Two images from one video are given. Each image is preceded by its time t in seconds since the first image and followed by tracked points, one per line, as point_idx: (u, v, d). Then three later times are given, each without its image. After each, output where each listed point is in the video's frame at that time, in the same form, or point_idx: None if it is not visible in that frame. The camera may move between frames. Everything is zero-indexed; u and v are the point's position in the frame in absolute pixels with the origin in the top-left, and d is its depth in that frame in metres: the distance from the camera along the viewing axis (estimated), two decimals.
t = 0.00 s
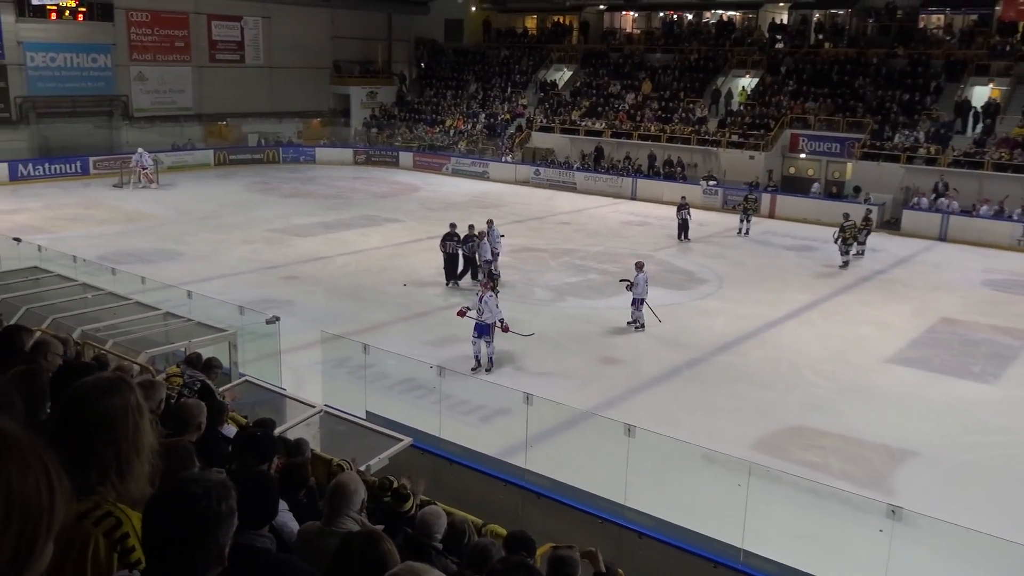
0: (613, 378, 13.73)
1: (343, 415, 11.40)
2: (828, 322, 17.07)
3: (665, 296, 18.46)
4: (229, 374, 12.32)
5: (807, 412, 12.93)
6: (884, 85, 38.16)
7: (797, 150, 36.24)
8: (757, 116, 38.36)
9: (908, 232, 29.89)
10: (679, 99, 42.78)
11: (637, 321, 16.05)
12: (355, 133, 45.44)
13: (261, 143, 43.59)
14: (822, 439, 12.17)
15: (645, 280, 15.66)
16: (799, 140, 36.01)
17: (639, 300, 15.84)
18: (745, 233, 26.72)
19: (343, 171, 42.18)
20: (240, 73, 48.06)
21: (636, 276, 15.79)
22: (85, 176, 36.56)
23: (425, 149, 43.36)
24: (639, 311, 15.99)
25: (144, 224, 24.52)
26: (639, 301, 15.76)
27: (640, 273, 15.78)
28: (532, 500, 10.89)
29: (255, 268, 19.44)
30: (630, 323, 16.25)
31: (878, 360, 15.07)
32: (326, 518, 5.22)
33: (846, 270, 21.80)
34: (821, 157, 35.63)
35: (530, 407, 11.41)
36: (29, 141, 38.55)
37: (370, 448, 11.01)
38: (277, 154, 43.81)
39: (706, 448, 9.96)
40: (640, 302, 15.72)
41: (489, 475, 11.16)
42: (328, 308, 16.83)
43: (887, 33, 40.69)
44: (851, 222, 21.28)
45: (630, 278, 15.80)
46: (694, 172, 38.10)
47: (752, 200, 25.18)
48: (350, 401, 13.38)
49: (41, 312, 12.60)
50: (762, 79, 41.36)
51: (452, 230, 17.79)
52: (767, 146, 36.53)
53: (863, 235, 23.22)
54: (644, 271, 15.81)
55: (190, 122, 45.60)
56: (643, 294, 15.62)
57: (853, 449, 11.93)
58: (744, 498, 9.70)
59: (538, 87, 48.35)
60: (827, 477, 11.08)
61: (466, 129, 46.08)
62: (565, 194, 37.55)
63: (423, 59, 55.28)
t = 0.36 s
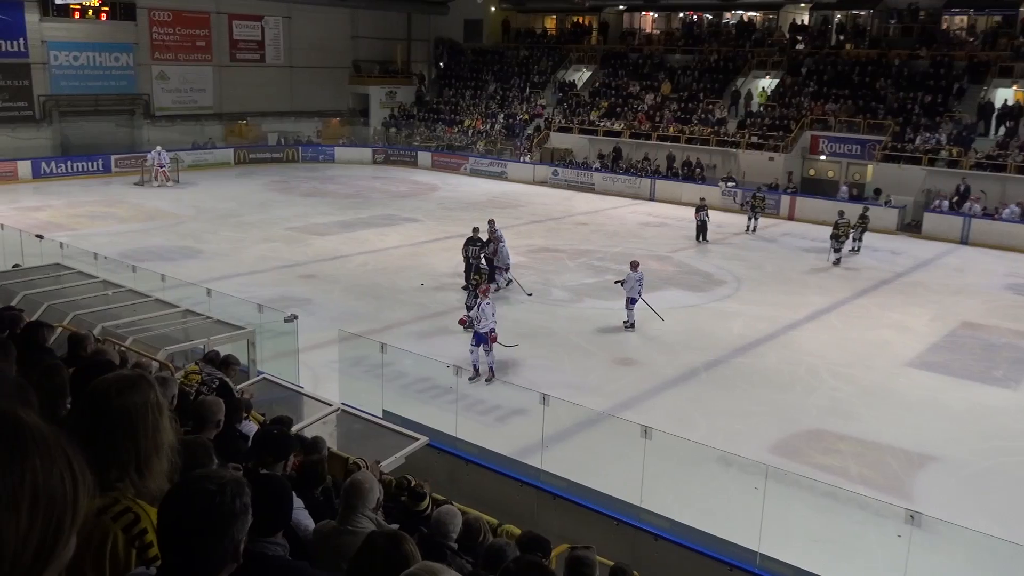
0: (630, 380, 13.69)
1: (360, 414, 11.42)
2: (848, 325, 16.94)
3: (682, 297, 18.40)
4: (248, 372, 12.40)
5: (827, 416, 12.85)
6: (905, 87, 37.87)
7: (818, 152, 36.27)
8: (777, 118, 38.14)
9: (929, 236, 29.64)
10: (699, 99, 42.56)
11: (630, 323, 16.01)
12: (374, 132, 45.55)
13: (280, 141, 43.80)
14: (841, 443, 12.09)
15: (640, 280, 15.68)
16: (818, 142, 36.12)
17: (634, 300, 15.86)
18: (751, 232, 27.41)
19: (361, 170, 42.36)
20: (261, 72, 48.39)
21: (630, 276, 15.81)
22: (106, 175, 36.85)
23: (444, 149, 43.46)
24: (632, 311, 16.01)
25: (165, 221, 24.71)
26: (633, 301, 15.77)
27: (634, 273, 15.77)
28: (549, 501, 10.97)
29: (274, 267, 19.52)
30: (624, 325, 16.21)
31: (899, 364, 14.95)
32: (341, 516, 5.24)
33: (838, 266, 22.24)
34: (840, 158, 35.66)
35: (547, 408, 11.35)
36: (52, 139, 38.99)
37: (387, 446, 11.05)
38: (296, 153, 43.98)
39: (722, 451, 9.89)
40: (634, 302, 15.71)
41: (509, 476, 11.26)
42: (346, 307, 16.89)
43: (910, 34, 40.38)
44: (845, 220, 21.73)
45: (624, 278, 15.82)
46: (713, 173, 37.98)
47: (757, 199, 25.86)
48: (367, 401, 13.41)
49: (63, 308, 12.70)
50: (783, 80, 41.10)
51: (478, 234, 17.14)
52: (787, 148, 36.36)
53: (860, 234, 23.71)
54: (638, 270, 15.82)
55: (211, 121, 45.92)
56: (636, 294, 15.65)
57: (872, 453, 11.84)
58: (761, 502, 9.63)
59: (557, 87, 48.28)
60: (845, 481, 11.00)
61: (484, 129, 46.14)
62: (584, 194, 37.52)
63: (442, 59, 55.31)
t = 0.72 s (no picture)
0: (642, 383, 13.62)
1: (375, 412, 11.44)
2: (864, 328, 16.84)
3: (696, 299, 18.33)
4: (263, 368, 12.48)
5: (842, 420, 12.77)
6: (926, 89, 37.69)
7: (836, 155, 35.57)
8: (796, 120, 37.89)
9: (950, 240, 29.36)
10: (717, 101, 42.35)
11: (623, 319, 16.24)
12: (391, 131, 45.62)
13: (298, 139, 44.02)
14: (856, 447, 12.02)
15: (634, 277, 15.79)
16: (837, 144, 35.42)
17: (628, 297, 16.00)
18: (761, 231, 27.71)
19: (378, 168, 42.47)
20: (279, 70, 48.61)
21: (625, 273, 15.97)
22: (126, 171, 37.24)
23: (460, 148, 43.52)
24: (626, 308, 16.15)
25: (184, 217, 24.84)
26: (626, 298, 15.90)
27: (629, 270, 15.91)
28: (559, 501, 10.96)
29: (289, 264, 19.60)
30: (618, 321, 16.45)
31: (916, 369, 14.84)
32: (353, 514, 5.23)
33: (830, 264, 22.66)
34: (859, 161, 35.20)
35: (560, 409, 11.32)
36: (73, 134, 39.41)
37: (400, 445, 11.07)
38: (314, 151, 44.16)
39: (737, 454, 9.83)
40: (626, 298, 15.89)
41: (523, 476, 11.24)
42: (361, 306, 16.94)
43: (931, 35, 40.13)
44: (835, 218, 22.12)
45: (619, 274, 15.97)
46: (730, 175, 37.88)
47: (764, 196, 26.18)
48: (381, 399, 13.44)
49: (81, 303, 12.80)
50: (801, 82, 40.80)
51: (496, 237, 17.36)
52: (805, 150, 36.15)
53: (858, 233, 24.04)
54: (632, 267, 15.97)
55: (231, 118, 46.16)
56: (628, 291, 15.84)
57: (887, 459, 11.75)
58: (775, 505, 9.57)
59: (574, 88, 48.26)
60: (860, 486, 10.93)
61: (500, 129, 46.12)
62: (600, 195, 37.51)
63: (460, 58, 55.32)
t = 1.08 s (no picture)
0: (685, 397, 11.34)
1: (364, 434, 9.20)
2: (949, 334, 14.47)
3: (754, 299, 15.96)
4: (228, 378, 10.32)
5: (936, 450, 10.38)
6: None
7: (929, 123, 33.52)
8: (878, 83, 35.96)
9: None
10: (782, 58, 40.98)
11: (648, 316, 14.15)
12: (388, 93, 42.56)
13: (274, 102, 41.69)
14: (956, 485, 9.61)
15: (663, 267, 13.60)
16: (930, 111, 33.36)
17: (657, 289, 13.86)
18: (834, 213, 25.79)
19: (373, 139, 39.65)
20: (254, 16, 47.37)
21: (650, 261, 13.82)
22: (68, 137, 34.96)
23: (471, 113, 40.95)
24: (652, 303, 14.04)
25: (138, 195, 22.66)
26: (653, 291, 13.76)
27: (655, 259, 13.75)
28: (589, 545, 8.56)
29: (268, 251, 17.39)
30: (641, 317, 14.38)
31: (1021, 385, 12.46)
32: (337, 557, 3.89)
33: (894, 251, 20.95)
34: (957, 131, 32.96)
35: (590, 432, 8.99)
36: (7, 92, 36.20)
37: (391, 472, 8.70)
38: (292, 115, 42.01)
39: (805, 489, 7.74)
40: (654, 292, 13.77)
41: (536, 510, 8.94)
42: (351, 303, 14.73)
43: None
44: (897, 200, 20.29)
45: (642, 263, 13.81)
46: (802, 147, 35.30)
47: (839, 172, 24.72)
48: (369, 419, 11.06)
49: (10, 298, 10.62)
50: (888, 36, 39.43)
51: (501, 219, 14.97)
52: (890, 119, 33.53)
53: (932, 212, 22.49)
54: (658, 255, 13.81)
55: (193, 75, 44.46)
56: (655, 284, 13.73)
57: (994, 498, 9.38)
58: (856, 556, 7.48)
59: (608, 42, 46.03)
60: (965, 535, 8.62)
61: (519, 91, 43.84)
62: (640, 169, 35.00)
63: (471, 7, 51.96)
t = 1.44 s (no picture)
0: (724, 455, 8.56)
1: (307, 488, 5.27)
2: None
3: (870, 293, 13.07)
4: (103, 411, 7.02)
5: None
6: None
7: None
8: None
9: None
10: None
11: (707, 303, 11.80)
12: None
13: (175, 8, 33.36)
14: None
15: (730, 236, 11.22)
16: None
17: (720, 267, 11.45)
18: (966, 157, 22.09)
19: (313, 57, 32.17)
20: None
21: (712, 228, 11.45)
22: None
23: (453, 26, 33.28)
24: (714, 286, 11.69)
25: None
26: (716, 268, 11.39)
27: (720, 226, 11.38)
28: None
29: (150, 228, 14.56)
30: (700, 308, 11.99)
31: None
32: None
33: None
34: None
35: (630, 490, 6.22)
36: None
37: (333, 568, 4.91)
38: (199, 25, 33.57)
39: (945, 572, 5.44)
40: (715, 268, 11.39)
41: None
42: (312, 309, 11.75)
43: None
44: None
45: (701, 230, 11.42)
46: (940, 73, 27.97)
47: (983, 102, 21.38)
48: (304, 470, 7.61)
49: None
50: None
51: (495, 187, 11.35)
52: None
53: None
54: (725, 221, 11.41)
55: None
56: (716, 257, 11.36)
57: None
58: None
59: None
60: None
61: None
62: (703, 104, 27.80)
63: None
